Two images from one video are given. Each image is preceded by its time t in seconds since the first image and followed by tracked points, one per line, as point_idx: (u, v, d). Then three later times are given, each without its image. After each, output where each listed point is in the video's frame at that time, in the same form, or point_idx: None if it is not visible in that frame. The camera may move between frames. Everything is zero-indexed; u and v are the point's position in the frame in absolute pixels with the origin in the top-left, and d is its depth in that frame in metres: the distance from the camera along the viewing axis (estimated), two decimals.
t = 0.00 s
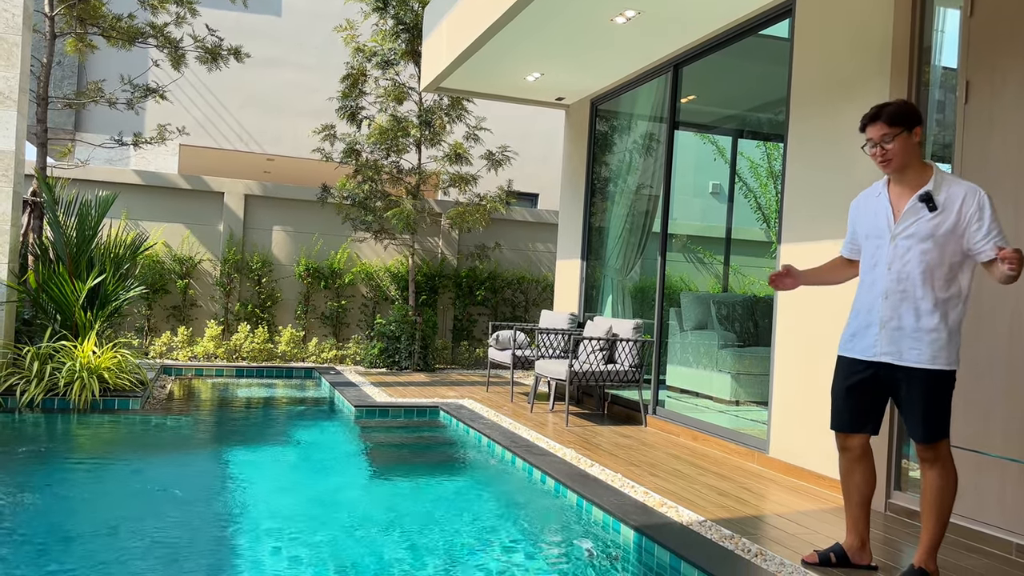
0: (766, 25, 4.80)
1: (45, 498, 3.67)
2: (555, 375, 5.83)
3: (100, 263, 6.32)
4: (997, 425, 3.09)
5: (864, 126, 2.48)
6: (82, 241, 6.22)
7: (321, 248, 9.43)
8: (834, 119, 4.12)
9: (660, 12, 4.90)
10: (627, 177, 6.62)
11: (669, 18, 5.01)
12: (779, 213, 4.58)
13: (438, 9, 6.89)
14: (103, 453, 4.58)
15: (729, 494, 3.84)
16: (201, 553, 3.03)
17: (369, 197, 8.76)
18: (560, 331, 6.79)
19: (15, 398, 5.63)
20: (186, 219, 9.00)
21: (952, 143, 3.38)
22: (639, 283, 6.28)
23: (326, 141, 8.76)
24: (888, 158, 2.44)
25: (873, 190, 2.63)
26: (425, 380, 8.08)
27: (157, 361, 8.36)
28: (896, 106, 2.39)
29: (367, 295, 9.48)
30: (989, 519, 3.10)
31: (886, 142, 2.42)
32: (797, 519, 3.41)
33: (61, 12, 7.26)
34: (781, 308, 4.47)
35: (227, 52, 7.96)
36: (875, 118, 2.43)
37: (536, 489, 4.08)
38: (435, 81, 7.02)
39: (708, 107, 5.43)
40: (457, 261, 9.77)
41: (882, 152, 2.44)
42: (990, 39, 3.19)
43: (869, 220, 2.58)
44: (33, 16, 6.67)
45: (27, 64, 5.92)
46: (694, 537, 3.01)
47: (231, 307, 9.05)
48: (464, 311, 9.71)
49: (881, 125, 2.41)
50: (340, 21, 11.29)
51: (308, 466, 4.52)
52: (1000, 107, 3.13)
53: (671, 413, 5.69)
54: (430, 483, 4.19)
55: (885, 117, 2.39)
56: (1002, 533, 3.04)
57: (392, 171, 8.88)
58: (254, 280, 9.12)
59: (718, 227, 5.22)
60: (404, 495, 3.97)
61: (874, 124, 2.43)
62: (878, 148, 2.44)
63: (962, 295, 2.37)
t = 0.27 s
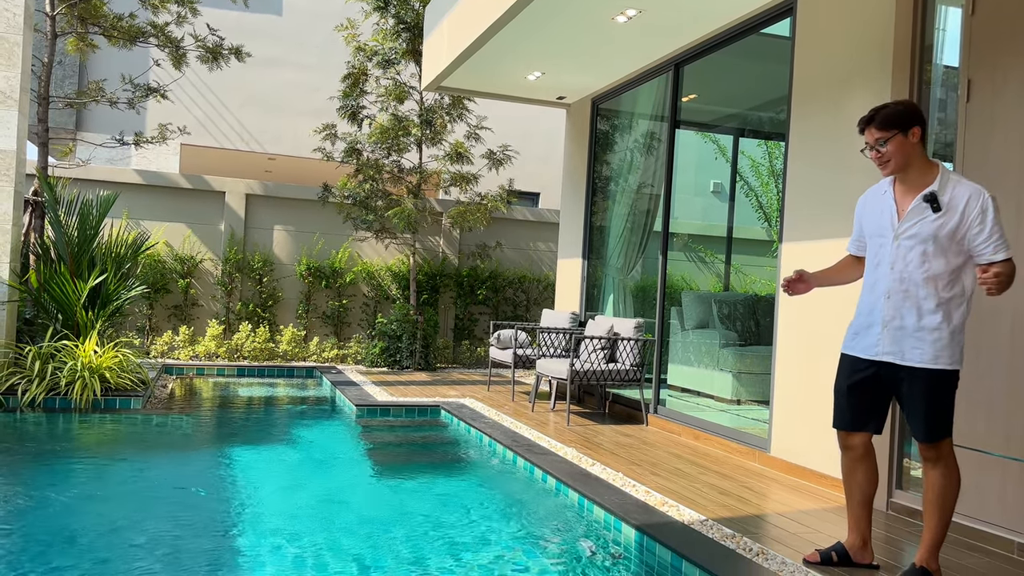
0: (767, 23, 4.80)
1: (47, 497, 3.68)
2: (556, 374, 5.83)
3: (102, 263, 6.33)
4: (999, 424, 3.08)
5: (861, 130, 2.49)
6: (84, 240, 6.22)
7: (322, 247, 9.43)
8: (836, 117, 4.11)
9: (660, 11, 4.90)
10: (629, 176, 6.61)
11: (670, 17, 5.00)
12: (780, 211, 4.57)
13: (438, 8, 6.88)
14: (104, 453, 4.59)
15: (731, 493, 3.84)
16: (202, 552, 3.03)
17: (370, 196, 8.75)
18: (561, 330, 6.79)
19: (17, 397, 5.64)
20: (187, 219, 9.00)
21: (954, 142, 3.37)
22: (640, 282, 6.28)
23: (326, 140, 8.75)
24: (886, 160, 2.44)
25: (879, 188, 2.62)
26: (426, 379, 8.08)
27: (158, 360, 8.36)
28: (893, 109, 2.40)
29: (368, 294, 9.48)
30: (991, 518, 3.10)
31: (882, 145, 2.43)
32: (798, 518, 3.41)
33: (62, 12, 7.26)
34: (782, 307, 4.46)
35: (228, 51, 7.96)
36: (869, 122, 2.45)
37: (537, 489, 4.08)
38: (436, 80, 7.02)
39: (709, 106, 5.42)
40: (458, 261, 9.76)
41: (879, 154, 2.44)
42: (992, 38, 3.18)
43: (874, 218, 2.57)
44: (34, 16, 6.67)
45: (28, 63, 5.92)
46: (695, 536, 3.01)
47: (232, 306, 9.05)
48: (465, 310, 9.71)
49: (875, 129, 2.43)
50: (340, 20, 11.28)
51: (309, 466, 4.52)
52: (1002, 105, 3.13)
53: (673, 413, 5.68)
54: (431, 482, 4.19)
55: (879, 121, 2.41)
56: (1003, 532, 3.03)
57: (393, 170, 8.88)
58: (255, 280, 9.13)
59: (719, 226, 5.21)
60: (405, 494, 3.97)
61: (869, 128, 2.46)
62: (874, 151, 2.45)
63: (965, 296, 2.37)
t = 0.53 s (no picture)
0: (769, 22, 4.79)
1: (50, 496, 3.69)
2: (558, 373, 5.83)
3: (104, 262, 6.33)
4: (1002, 423, 3.08)
5: (864, 129, 2.48)
6: (86, 239, 6.23)
7: (323, 246, 9.44)
8: (838, 116, 4.11)
9: (662, 10, 4.89)
10: (631, 175, 6.61)
11: (672, 16, 5.00)
12: (783, 210, 4.57)
13: (440, 7, 6.88)
14: (106, 452, 4.59)
15: (733, 492, 3.84)
16: (204, 551, 3.03)
17: (372, 195, 8.75)
18: (563, 329, 6.79)
19: (20, 396, 5.65)
20: (189, 218, 9.01)
21: (957, 140, 3.36)
22: (642, 281, 6.27)
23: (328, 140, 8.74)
24: (888, 159, 2.43)
25: (881, 189, 2.62)
26: (428, 378, 8.08)
27: (160, 359, 8.37)
28: (897, 108, 2.39)
29: (370, 293, 9.48)
30: (994, 517, 3.09)
31: (884, 145, 2.42)
32: (800, 517, 3.41)
33: (64, 11, 7.27)
34: (785, 306, 4.46)
35: (230, 50, 7.96)
36: (872, 122, 2.44)
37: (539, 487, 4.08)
38: (438, 79, 7.02)
39: (711, 105, 5.41)
40: (460, 260, 9.76)
41: (882, 154, 2.43)
42: (995, 36, 3.18)
43: (877, 218, 2.57)
44: (36, 15, 6.68)
45: (30, 63, 5.93)
46: (697, 535, 3.00)
47: (234, 305, 9.06)
48: (467, 310, 9.71)
49: (879, 129, 2.42)
50: (342, 19, 11.28)
51: (311, 465, 4.52)
52: (1005, 104, 3.12)
53: (675, 411, 5.67)
54: (434, 481, 4.19)
55: (881, 121, 2.40)
56: (1007, 531, 3.03)
57: (394, 169, 8.88)
58: (257, 279, 9.13)
59: (721, 225, 5.21)
60: (408, 493, 3.97)
61: (872, 128, 2.44)
62: (877, 150, 2.44)
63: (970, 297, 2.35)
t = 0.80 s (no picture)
0: (772, 20, 4.78)
1: (53, 494, 3.69)
2: (560, 372, 5.83)
3: (107, 261, 6.34)
4: (1004, 422, 3.07)
5: (870, 116, 2.45)
6: (88, 239, 6.23)
7: (326, 245, 9.44)
8: (841, 115, 4.10)
9: (665, 9, 4.89)
10: (633, 174, 6.60)
11: (674, 15, 4.99)
12: (785, 209, 4.56)
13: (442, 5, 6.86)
14: (109, 451, 4.60)
15: (735, 491, 3.84)
16: (205, 550, 3.03)
17: (374, 194, 8.75)
18: (565, 328, 6.78)
19: (22, 395, 5.66)
20: (191, 217, 9.01)
21: (959, 139, 3.35)
22: (644, 280, 6.27)
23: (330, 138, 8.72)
24: (897, 147, 2.41)
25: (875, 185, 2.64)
26: (430, 377, 8.08)
27: (163, 358, 8.39)
28: (903, 98, 2.39)
29: (372, 292, 9.48)
30: (997, 516, 3.09)
31: (895, 132, 2.40)
32: (802, 516, 3.41)
33: (67, 11, 7.26)
34: (787, 304, 4.45)
35: (232, 49, 7.96)
36: (883, 108, 2.41)
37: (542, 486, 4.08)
38: (440, 78, 7.01)
39: (714, 103, 5.40)
40: (462, 258, 9.76)
41: (891, 141, 2.41)
42: (999, 34, 3.17)
43: (870, 214, 2.59)
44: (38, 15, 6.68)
45: (33, 62, 5.94)
46: (699, 534, 3.00)
47: (236, 304, 9.06)
48: (469, 308, 9.71)
49: (890, 114, 2.39)
50: (344, 18, 11.27)
51: (313, 463, 4.52)
52: (1008, 102, 3.11)
53: (677, 410, 5.67)
54: (436, 480, 4.19)
55: (894, 106, 2.38)
56: (1009, 529, 3.02)
57: (397, 168, 8.88)
58: (259, 278, 9.14)
59: (723, 224, 5.20)
60: (409, 492, 3.97)
61: (881, 114, 2.41)
62: (887, 137, 2.41)
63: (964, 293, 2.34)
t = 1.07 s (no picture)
0: (773, 19, 4.77)
1: (56, 493, 3.70)
2: (562, 371, 5.83)
3: (109, 260, 6.34)
4: (1007, 421, 3.07)
5: (871, 116, 2.44)
6: (90, 238, 6.24)
7: (327, 244, 9.44)
8: (843, 114, 4.09)
9: (667, 7, 4.87)
10: (635, 172, 6.59)
11: (676, 13, 4.98)
12: (787, 208, 4.56)
13: (444, 4, 6.85)
14: (111, 450, 4.60)
15: (738, 490, 3.83)
16: (208, 549, 3.03)
17: (375, 193, 8.75)
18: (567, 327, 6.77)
19: (25, 395, 5.66)
20: (193, 216, 9.02)
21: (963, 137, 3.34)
22: (646, 279, 6.26)
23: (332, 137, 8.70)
24: (897, 147, 2.40)
25: (874, 185, 2.62)
26: (432, 376, 8.08)
27: (165, 358, 8.39)
28: (903, 98, 2.38)
29: (374, 291, 9.48)
30: (1000, 516, 3.08)
31: (897, 132, 2.39)
32: (805, 515, 3.40)
33: (69, 11, 7.27)
34: (789, 303, 4.45)
35: (233, 48, 7.96)
36: (883, 107, 2.39)
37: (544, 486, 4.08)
38: (442, 77, 7.00)
39: (716, 102, 5.39)
40: (463, 257, 9.76)
41: (892, 141, 2.40)
42: (1002, 32, 3.16)
43: (869, 214, 2.57)
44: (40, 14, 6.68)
45: (35, 62, 5.95)
46: (702, 533, 3.00)
47: (238, 304, 9.07)
48: (471, 307, 9.71)
49: (891, 114, 2.38)
50: (345, 17, 11.27)
51: (315, 463, 4.52)
52: (1012, 100, 3.10)
53: (679, 409, 5.67)
54: (438, 479, 4.19)
55: (895, 106, 2.37)
56: (1013, 529, 3.01)
57: (398, 168, 8.87)
58: (261, 277, 9.14)
59: (725, 223, 5.19)
60: (411, 491, 3.97)
61: (882, 114, 2.39)
62: (888, 137, 2.40)
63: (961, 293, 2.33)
